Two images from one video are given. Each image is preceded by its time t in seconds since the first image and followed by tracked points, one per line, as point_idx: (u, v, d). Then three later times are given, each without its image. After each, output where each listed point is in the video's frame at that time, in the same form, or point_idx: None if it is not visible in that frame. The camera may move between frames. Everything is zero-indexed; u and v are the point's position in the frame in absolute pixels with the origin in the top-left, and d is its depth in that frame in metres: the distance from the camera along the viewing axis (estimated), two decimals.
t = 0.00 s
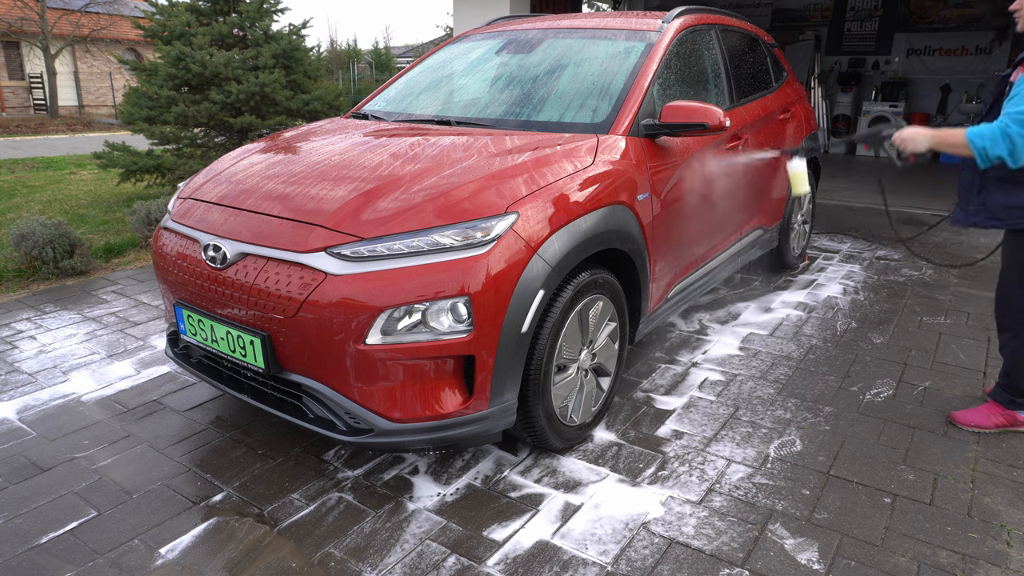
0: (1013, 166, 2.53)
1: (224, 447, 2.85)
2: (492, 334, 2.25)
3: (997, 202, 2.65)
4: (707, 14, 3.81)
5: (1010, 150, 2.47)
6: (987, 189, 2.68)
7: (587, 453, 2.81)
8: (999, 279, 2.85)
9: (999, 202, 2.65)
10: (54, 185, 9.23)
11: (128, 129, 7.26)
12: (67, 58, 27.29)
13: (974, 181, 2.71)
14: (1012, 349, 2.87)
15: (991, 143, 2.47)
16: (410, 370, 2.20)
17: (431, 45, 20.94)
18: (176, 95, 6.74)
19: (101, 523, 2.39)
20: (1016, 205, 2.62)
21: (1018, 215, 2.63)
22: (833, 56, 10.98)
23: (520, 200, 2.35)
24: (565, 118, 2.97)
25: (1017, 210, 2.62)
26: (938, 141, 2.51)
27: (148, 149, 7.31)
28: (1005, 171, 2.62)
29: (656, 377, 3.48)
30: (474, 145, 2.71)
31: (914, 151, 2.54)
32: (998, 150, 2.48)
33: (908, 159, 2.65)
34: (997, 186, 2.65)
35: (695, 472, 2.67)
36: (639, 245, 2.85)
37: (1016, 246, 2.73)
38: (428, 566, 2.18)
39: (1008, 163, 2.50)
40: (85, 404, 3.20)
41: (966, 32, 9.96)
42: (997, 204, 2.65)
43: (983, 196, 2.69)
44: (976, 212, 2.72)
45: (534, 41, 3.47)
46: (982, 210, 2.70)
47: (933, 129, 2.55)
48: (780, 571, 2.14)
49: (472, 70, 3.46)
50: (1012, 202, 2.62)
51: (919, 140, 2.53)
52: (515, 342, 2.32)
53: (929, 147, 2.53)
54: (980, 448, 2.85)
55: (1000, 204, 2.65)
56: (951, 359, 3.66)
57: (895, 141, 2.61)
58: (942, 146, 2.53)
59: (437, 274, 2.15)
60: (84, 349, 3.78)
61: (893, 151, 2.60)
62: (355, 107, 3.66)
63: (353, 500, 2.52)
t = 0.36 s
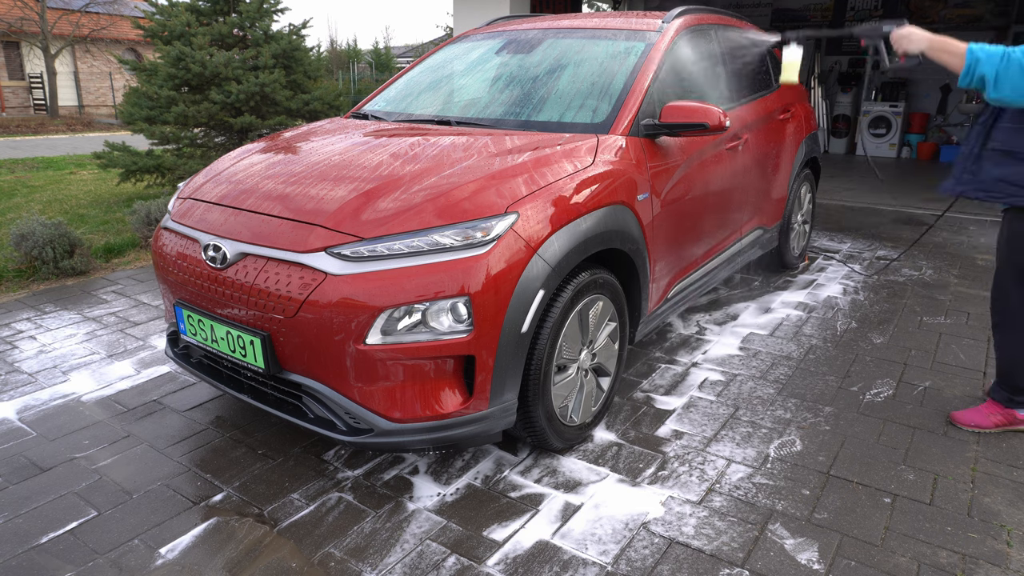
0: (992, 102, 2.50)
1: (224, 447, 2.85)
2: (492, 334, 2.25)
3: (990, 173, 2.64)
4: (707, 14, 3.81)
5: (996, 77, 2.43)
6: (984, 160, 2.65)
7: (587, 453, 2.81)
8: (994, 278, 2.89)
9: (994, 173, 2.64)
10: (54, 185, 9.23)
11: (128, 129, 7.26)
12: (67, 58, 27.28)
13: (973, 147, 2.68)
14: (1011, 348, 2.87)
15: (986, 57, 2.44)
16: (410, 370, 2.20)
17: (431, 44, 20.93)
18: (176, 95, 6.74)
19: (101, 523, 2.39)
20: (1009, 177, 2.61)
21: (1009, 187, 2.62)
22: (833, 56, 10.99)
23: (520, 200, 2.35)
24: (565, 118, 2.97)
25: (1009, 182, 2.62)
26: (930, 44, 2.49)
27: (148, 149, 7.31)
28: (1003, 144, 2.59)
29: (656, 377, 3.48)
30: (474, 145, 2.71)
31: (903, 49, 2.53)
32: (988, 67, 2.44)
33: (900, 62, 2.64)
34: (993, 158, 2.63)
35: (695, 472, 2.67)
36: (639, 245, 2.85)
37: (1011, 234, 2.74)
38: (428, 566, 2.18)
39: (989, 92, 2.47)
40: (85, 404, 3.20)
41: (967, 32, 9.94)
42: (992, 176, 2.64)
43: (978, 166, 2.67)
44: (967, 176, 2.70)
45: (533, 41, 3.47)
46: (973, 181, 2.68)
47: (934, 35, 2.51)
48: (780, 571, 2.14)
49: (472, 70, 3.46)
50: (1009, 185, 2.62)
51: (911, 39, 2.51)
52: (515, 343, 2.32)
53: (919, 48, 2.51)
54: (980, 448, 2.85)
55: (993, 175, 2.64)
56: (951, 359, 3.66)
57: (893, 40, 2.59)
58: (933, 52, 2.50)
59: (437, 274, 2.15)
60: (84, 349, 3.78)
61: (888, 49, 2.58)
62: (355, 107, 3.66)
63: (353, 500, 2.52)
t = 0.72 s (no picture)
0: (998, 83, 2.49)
1: (224, 447, 2.85)
2: (492, 334, 2.25)
3: (994, 169, 2.65)
4: (707, 14, 3.81)
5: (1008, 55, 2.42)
6: (991, 156, 2.68)
7: (587, 453, 2.81)
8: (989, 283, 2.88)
9: (998, 170, 2.64)
10: (54, 185, 9.23)
11: (128, 129, 7.26)
12: (67, 58, 27.27)
13: (982, 144, 2.72)
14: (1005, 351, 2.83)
15: (996, 38, 2.42)
16: (410, 370, 2.20)
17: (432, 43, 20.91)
18: (176, 95, 6.74)
19: (101, 523, 2.39)
20: (1010, 174, 2.61)
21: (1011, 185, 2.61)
22: (833, 56, 10.99)
23: (520, 200, 2.35)
24: (565, 118, 2.97)
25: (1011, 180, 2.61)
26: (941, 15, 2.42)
27: (148, 149, 7.31)
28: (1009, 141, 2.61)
29: (656, 377, 3.48)
30: (474, 145, 2.71)
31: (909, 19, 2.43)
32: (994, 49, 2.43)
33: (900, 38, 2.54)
34: (998, 154, 2.65)
35: (695, 472, 2.67)
36: (639, 245, 2.85)
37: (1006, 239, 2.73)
38: (428, 566, 2.18)
39: (998, 70, 2.45)
40: (85, 404, 3.20)
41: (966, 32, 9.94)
42: (995, 173, 2.65)
43: (985, 163, 2.69)
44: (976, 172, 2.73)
45: (533, 41, 3.47)
46: (981, 178, 2.70)
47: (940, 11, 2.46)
48: (780, 571, 2.14)
49: (472, 70, 3.46)
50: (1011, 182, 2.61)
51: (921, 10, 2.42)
52: (515, 343, 2.32)
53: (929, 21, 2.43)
54: (980, 448, 2.85)
55: (997, 172, 2.64)
56: (951, 359, 3.67)
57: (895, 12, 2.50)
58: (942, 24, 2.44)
59: (437, 274, 2.15)
60: (84, 349, 3.78)
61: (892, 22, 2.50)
62: (355, 107, 3.66)
63: (353, 500, 2.52)
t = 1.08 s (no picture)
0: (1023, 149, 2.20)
1: (224, 447, 2.85)
2: (492, 334, 2.25)
3: (984, 197, 2.34)
4: (707, 14, 3.80)
5: None
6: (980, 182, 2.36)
7: (587, 453, 2.81)
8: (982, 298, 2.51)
9: (988, 198, 2.33)
10: (54, 185, 9.23)
11: (128, 129, 7.26)
12: (67, 58, 27.27)
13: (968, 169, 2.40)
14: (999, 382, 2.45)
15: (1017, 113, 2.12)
16: (410, 370, 2.20)
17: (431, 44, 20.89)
18: (176, 95, 6.74)
19: (101, 523, 2.39)
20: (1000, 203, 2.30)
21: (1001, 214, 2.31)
22: (833, 57, 10.98)
23: (520, 200, 2.35)
24: (565, 118, 2.97)
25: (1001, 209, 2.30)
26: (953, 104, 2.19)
27: (148, 149, 7.31)
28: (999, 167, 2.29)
29: (656, 377, 3.48)
30: (474, 145, 2.71)
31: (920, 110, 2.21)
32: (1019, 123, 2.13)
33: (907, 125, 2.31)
34: (986, 181, 2.33)
35: (695, 472, 2.67)
36: (639, 245, 2.85)
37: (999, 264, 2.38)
38: (428, 566, 2.18)
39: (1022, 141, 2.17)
40: (85, 404, 3.20)
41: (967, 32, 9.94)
42: (984, 201, 2.34)
43: (974, 189, 2.38)
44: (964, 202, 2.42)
45: (533, 41, 3.47)
46: (969, 205, 2.39)
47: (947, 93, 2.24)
48: (780, 571, 2.14)
49: (472, 70, 3.46)
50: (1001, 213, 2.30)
51: (930, 100, 2.20)
52: (515, 343, 2.32)
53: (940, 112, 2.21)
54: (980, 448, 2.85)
55: (986, 200, 2.33)
56: (951, 359, 3.66)
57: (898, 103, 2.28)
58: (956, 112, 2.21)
59: (437, 274, 2.15)
60: (84, 349, 3.78)
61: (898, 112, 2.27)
62: (355, 107, 3.66)
63: (353, 500, 2.52)
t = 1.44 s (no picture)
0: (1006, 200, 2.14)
1: (224, 447, 2.85)
2: (492, 334, 2.25)
3: (976, 237, 2.29)
4: (707, 14, 3.80)
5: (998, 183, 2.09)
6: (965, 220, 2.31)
7: (587, 453, 2.81)
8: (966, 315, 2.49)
9: (980, 237, 2.28)
10: (54, 186, 9.23)
11: (128, 129, 7.26)
12: (67, 58, 27.26)
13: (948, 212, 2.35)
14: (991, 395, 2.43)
15: (972, 186, 2.12)
16: (410, 370, 2.20)
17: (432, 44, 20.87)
18: (176, 95, 6.74)
19: (101, 523, 2.39)
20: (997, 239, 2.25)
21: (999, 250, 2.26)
22: (833, 57, 10.99)
23: (520, 200, 2.35)
24: (565, 118, 2.97)
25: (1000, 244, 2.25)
26: (908, 199, 2.21)
27: (148, 149, 7.31)
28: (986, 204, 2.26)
29: (656, 377, 3.48)
30: (474, 145, 2.71)
31: (879, 216, 2.25)
32: (983, 189, 2.11)
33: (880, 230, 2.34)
34: (975, 218, 2.29)
35: (695, 472, 2.67)
36: (639, 245, 2.85)
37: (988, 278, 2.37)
38: (428, 566, 2.18)
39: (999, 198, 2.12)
40: (85, 404, 3.20)
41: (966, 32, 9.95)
42: (978, 239, 2.28)
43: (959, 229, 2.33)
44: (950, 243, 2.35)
45: (533, 41, 3.48)
46: (959, 246, 2.33)
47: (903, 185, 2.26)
48: (780, 571, 2.14)
49: (472, 70, 3.46)
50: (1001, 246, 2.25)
51: (884, 202, 2.24)
52: (515, 343, 2.32)
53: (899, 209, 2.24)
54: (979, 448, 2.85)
55: (979, 239, 2.28)
56: (951, 359, 3.67)
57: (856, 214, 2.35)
58: (916, 205, 2.22)
59: (437, 274, 2.15)
60: (84, 349, 3.78)
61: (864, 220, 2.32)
62: (355, 107, 3.66)
63: (353, 500, 2.52)
